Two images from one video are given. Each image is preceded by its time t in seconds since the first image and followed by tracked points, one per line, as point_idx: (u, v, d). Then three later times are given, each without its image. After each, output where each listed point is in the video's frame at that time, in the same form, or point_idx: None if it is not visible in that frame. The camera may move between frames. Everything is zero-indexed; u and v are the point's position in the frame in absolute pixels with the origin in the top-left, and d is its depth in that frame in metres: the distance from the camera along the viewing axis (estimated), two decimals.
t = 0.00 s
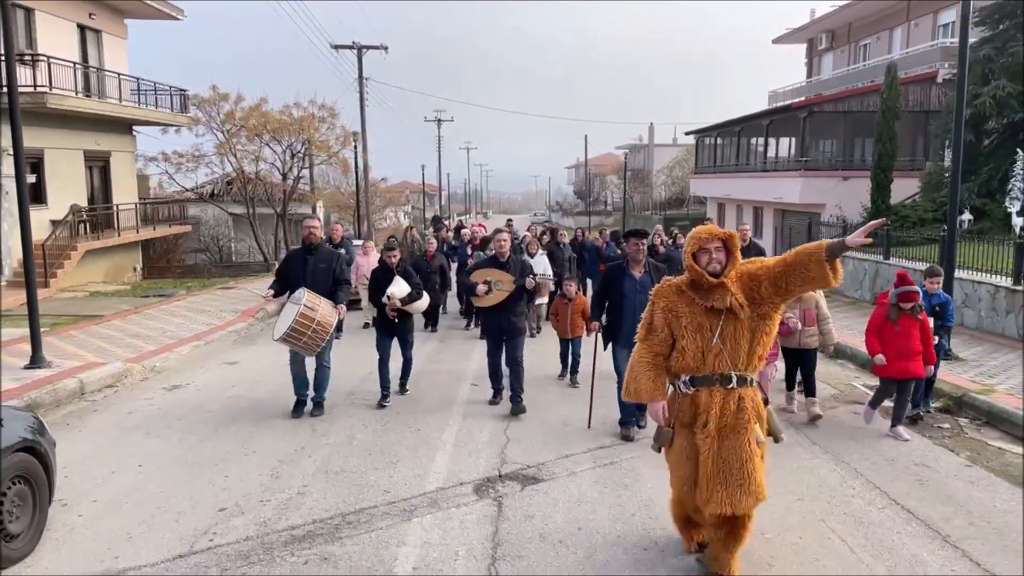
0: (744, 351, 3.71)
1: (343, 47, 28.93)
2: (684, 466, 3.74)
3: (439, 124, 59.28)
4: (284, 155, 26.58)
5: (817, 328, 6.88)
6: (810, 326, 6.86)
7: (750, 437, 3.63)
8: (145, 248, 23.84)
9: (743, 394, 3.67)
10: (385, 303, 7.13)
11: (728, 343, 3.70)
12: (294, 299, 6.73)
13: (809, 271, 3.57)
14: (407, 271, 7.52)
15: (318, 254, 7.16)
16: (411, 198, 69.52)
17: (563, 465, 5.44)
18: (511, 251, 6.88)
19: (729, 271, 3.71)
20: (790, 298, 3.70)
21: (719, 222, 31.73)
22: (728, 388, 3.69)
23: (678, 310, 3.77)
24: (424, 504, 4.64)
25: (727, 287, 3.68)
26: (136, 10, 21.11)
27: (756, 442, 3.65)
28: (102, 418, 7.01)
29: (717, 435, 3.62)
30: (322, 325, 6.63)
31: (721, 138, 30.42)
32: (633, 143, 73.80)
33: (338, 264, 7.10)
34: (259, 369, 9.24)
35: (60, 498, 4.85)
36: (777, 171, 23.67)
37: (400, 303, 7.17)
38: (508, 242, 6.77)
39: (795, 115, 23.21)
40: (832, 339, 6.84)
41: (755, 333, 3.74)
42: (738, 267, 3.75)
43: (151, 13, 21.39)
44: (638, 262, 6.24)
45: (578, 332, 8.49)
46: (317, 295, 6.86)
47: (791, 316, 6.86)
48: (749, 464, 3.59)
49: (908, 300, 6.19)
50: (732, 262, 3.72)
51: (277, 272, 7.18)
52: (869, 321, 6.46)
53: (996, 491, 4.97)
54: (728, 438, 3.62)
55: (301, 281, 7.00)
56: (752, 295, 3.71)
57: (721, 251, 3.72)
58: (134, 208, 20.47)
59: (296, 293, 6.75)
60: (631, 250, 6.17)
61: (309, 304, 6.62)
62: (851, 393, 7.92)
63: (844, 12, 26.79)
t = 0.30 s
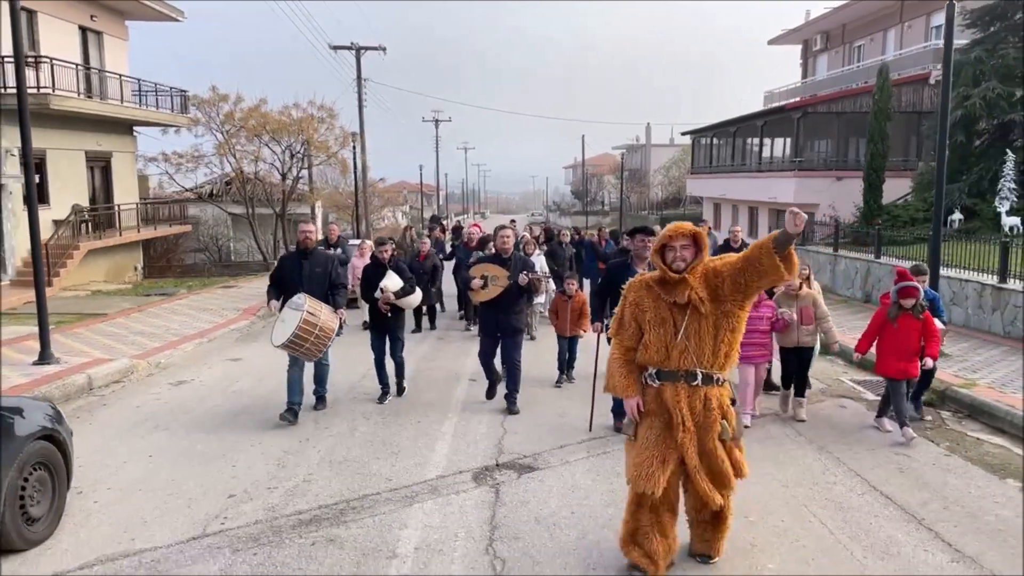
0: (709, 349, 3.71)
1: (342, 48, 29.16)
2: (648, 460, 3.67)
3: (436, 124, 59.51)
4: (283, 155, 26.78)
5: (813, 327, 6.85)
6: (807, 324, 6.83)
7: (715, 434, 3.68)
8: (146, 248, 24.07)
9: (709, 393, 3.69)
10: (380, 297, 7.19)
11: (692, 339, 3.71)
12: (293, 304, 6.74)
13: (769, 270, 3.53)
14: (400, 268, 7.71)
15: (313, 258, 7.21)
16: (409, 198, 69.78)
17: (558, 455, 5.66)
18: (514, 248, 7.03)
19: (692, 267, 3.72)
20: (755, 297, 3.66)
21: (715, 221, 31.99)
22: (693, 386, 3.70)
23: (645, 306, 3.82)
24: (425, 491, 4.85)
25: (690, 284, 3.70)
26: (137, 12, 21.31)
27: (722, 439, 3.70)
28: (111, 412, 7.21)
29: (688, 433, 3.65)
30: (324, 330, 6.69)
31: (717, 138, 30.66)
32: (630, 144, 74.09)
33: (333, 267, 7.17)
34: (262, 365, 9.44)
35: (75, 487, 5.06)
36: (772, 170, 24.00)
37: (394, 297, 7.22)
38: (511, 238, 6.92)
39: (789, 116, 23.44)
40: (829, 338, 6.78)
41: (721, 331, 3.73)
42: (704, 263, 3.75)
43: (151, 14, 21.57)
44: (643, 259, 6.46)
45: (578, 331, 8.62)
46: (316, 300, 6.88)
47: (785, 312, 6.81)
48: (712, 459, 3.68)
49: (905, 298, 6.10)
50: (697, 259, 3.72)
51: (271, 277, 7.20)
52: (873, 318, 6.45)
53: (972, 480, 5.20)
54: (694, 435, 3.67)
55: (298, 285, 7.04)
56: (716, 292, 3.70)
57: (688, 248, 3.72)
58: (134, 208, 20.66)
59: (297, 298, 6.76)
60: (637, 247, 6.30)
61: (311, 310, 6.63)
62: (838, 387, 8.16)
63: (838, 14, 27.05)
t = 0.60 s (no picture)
0: (663, 357, 3.66)
1: (341, 49, 29.37)
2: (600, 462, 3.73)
3: (435, 125, 59.70)
4: (283, 155, 26.97)
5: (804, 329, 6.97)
6: (800, 326, 7.01)
7: (661, 442, 3.59)
8: (148, 248, 24.28)
9: (659, 400, 3.64)
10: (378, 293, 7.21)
11: (647, 345, 3.68)
12: (289, 301, 6.75)
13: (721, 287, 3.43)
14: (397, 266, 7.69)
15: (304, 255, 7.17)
16: (407, 198, 69.98)
17: (555, 446, 5.87)
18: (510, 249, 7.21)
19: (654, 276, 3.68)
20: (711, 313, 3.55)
21: (712, 221, 32.22)
22: (643, 391, 3.68)
23: (608, 306, 3.85)
24: (427, 480, 5.06)
25: (648, 291, 3.68)
26: (139, 14, 21.49)
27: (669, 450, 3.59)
28: (121, 407, 7.41)
29: (633, 437, 3.62)
30: (320, 327, 6.67)
31: (714, 138, 30.87)
32: (628, 144, 74.35)
33: (325, 263, 7.14)
34: (265, 362, 9.65)
35: (90, 476, 5.26)
36: (768, 171, 24.13)
37: (392, 293, 7.26)
38: (508, 240, 7.11)
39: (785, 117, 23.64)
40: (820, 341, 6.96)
41: (676, 343, 3.67)
42: (669, 273, 3.68)
43: (153, 16, 21.74)
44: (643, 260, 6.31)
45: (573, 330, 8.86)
46: (311, 296, 6.87)
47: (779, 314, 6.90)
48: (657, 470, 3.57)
49: (911, 298, 6.13)
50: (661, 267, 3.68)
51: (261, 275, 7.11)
52: (878, 322, 6.45)
53: (953, 471, 5.40)
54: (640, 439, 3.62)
55: (291, 282, 6.99)
56: (673, 304, 3.63)
57: (654, 254, 3.69)
58: (136, 208, 20.85)
59: (291, 295, 6.75)
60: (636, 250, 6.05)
61: (307, 306, 6.61)
62: (830, 383, 8.38)
63: (833, 15, 27.27)
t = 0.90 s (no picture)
0: (621, 352, 3.73)
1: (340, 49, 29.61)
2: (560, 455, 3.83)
3: (432, 125, 59.95)
4: (282, 156, 27.16)
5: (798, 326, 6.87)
6: (794, 323, 6.85)
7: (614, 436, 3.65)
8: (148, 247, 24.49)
9: (617, 395, 3.71)
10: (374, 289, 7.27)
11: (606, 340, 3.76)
12: (279, 301, 6.65)
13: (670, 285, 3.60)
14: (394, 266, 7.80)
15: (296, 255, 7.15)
16: (405, 198, 70.18)
17: (549, 438, 6.11)
18: (494, 247, 7.38)
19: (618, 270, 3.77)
20: (669, 311, 3.63)
21: (707, 221, 32.50)
22: (600, 385, 3.77)
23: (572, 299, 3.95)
24: (426, 468, 5.29)
25: (609, 286, 3.77)
26: (139, 16, 21.69)
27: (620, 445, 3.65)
28: (129, 401, 7.64)
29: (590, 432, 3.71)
30: (310, 325, 6.56)
31: (710, 139, 31.12)
32: (624, 144, 74.67)
33: (319, 263, 7.12)
34: (267, 359, 9.87)
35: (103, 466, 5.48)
36: (762, 171, 24.38)
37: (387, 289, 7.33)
38: (490, 240, 7.26)
39: (779, 117, 23.87)
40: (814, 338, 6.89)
41: (633, 338, 3.72)
42: (633, 271, 3.77)
43: (153, 18, 21.93)
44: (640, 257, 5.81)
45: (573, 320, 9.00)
46: (302, 295, 6.77)
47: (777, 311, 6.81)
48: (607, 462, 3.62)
49: (913, 303, 6.01)
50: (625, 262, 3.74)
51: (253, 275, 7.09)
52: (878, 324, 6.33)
53: (932, 462, 5.61)
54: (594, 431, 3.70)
55: (284, 281, 6.97)
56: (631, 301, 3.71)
57: (618, 250, 3.79)
58: (138, 208, 21.06)
59: (281, 295, 6.65)
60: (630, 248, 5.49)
61: (296, 305, 6.51)
62: (817, 378, 8.64)
63: (827, 17, 27.50)
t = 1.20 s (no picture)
0: (581, 353, 3.77)
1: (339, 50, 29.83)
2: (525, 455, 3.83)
3: (431, 125, 60.19)
4: (282, 156, 27.36)
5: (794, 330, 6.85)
6: (790, 328, 6.84)
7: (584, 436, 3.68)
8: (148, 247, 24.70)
9: (581, 395, 3.74)
10: (368, 288, 7.43)
11: (566, 342, 3.81)
12: (271, 304, 6.76)
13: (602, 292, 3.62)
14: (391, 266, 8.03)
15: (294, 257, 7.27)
16: (403, 198, 70.38)
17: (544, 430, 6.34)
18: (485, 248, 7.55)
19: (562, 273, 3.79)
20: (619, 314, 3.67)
21: (703, 220, 32.77)
22: (564, 386, 3.79)
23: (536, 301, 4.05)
24: (426, 458, 5.52)
25: (558, 289, 3.82)
26: (140, 18, 21.88)
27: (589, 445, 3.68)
28: (135, 396, 7.86)
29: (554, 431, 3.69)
30: (299, 331, 6.66)
31: (706, 139, 31.37)
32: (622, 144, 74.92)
33: (315, 267, 7.24)
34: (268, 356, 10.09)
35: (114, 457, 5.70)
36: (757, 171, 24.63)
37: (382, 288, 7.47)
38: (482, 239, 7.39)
39: (774, 118, 24.08)
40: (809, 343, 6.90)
41: (591, 340, 3.76)
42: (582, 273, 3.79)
43: (154, 19, 22.13)
44: (641, 262, 5.72)
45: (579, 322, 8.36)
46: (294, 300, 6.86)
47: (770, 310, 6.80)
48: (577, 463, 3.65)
49: (915, 299, 5.93)
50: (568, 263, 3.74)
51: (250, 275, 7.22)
52: (878, 321, 6.21)
53: (911, 453, 5.85)
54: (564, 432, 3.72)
55: (280, 283, 7.11)
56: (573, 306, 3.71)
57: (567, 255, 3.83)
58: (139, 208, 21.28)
59: (273, 299, 6.75)
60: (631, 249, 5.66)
61: (286, 310, 6.61)
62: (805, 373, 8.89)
63: (822, 18, 27.73)
